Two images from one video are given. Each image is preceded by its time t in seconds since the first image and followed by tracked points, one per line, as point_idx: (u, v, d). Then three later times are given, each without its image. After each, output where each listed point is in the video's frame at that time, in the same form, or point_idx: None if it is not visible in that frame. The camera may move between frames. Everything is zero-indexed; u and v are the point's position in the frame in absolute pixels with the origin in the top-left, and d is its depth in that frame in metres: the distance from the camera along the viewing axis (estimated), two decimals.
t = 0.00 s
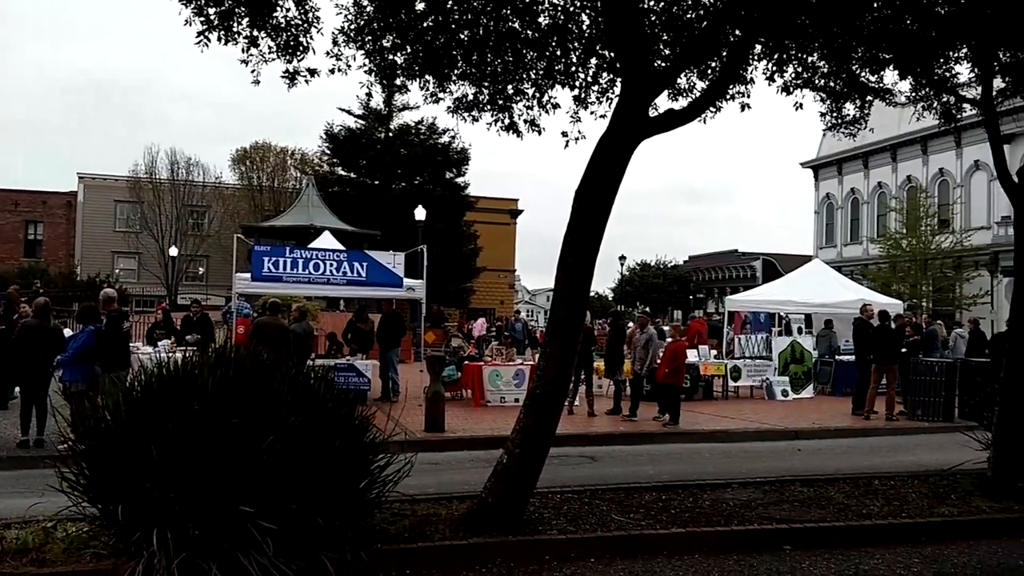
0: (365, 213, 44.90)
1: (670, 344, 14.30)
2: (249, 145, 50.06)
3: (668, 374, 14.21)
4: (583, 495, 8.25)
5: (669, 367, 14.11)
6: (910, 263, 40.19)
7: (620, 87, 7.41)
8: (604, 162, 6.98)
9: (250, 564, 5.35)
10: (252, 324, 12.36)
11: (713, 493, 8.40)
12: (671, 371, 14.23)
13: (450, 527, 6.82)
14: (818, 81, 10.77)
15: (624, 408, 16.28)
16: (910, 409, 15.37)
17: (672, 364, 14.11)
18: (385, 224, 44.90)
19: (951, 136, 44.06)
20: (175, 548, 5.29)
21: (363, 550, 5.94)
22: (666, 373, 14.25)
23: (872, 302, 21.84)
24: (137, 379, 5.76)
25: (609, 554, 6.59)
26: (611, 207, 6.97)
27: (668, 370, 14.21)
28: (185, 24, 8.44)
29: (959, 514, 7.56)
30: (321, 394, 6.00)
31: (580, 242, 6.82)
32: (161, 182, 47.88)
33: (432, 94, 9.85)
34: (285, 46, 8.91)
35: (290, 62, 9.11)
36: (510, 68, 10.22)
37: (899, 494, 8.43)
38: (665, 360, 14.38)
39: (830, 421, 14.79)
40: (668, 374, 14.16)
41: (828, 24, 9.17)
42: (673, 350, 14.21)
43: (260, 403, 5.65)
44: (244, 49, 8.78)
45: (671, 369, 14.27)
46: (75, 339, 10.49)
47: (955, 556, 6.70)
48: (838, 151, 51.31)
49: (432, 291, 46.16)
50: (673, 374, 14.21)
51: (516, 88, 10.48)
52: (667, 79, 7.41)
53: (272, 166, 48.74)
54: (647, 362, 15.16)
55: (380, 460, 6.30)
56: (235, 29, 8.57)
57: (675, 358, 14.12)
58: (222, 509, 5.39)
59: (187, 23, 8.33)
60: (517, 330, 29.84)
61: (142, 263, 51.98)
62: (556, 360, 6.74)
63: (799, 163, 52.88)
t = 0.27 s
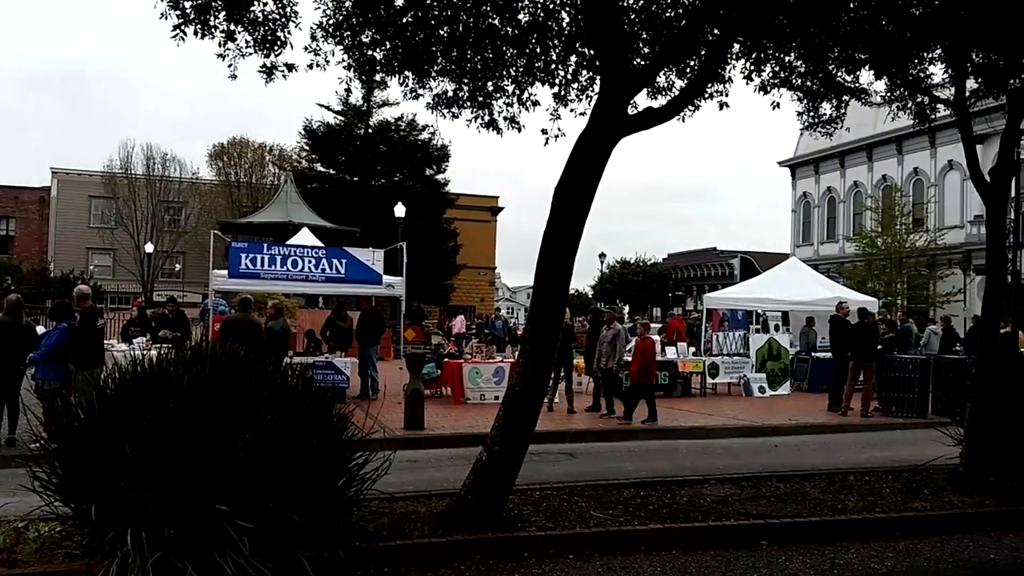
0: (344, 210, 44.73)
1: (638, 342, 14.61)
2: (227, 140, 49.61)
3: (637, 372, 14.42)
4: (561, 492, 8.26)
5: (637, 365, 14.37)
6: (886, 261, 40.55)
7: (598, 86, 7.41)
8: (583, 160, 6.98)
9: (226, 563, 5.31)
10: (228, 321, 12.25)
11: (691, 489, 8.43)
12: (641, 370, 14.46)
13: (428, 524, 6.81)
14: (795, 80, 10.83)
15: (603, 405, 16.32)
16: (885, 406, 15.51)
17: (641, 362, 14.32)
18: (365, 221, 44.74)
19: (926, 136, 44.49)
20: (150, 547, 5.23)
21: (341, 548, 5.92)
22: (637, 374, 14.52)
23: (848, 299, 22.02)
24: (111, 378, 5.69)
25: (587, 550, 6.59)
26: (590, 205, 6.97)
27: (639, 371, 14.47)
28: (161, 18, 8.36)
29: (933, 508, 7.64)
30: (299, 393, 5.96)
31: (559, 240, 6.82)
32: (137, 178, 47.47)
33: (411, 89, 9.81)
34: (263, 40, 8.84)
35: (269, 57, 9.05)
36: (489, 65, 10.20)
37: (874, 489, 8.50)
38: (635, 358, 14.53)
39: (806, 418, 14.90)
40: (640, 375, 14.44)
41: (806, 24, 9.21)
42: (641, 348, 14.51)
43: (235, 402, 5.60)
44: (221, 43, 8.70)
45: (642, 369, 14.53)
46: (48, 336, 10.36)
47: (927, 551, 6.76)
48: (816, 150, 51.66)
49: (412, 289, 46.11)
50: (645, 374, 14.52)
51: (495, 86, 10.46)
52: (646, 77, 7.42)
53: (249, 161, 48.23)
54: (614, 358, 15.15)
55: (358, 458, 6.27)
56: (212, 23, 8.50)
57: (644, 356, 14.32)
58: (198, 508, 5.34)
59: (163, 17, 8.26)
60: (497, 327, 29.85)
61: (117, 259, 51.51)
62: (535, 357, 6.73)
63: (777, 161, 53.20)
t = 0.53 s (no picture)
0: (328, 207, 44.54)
1: (610, 340, 14.82)
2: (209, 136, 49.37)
3: (609, 371, 14.47)
4: (546, 489, 8.27)
5: (609, 362, 14.46)
6: (868, 258, 40.79)
7: (582, 83, 7.42)
8: (567, 158, 6.98)
9: (209, 561, 5.29)
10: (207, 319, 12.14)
11: (674, 485, 8.46)
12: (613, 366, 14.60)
13: (413, 521, 6.80)
14: (779, 78, 10.87)
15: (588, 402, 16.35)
16: (867, 402, 15.61)
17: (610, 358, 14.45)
18: (349, 218, 44.58)
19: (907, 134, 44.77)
20: (132, 546, 5.20)
21: (325, 546, 5.90)
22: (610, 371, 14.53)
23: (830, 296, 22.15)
24: (92, 376, 5.66)
25: (572, 547, 6.60)
26: (574, 202, 6.98)
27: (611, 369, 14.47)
28: (143, 13, 8.28)
29: (914, 503, 7.70)
30: (282, 391, 5.94)
31: (544, 238, 6.82)
32: (118, 175, 46.78)
33: (395, 85, 9.78)
34: (246, 36, 8.79)
35: (252, 53, 8.99)
36: (474, 61, 10.19)
37: (856, 484, 8.56)
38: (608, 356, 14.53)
39: (789, 414, 14.99)
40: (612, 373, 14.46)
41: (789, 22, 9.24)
42: (613, 345, 14.68)
43: (218, 399, 5.57)
44: (203, 38, 8.64)
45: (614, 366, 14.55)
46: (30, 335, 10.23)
47: (909, 546, 6.80)
48: (799, 147, 51.91)
49: (396, 286, 46.03)
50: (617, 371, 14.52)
51: (480, 83, 10.45)
52: (630, 74, 7.43)
53: (232, 158, 48.04)
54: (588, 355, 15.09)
55: (342, 456, 6.26)
56: (194, 18, 8.43)
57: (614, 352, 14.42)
58: (180, 506, 5.31)
59: (145, 13, 8.18)
60: (482, 324, 29.85)
61: (98, 257, 51.09)
62: (519, 355, 6.73)
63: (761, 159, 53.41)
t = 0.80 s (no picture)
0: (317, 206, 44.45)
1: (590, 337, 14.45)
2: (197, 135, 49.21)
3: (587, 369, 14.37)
4: (536, 487, 8.27)
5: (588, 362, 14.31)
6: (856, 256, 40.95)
7: (572, 82, 7.42)
8: (556, 157, 6.98)
9: (198, 561, 5.29)
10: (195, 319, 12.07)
11: (664, 483, 8.48)
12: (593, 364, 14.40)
13: (404, 520, 6.80)
14: (767, 77, 10.90)
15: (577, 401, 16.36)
16: (855, 400, 15.67)
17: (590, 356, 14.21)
18: (338, 217, 44.49)
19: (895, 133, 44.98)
20: (120, 547, 5.19)
21: (315, 545, 5.89)
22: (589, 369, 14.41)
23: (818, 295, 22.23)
24: (80, 376, 5.63)
25: (562, 545, 6.60)
26: (564, 201, 6.98)
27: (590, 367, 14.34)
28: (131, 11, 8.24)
29: (903, 501, 7.73)
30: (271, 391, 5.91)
31: (533, 237, 6.82)
32: (106, 175, 46.54)
33: (384, 84, 9.77)
34: (235, 34, 8.76)
35: (240, 51, 8.96)
36: (463, 60, 10.19)
37: (844, 482, 8.60)
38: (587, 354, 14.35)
39: (778, 412, 15.04)
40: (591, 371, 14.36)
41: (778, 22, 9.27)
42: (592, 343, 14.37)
43: (207, 399, 5.55)
44: (191, 36, 8.61)
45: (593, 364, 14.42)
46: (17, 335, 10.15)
47: (897, 543, 6.83)
48: (787, 146, 52.07)
49: (386, 286, 45.98)
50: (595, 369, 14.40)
51: (469, 82, 10.44)
52: (619, 73, 7.44)
53: (220, 157, 47.95)
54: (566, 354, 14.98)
55: (333, 455, 6.24)
56: (182, 16, 8.40)
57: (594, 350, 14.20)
58: (169, 506, 5.29)
59: (132, 11, 8.15)
60: (472, 324, 29.84)
61: (86, 257, 50.91)
62: (508, 353, 6.73)
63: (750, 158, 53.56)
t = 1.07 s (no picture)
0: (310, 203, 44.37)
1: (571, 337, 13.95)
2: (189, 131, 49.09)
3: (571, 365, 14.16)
4: (528, 484, 8.28)
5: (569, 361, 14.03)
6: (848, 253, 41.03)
7: (564, 79, 7.42)
8: (548, 154, 6.98)
9: (189, 558, 5.29)
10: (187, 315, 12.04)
11: (656, 480, 8.49)
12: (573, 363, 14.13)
13: (396, 517, 6.80)
14: (760, 74, 10.91)
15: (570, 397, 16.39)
16: (847, 396, 15.71)
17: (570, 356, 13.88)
18: (331, 214, 44.39)
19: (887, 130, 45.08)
20: (110, 544, 5.19)
21: (307, 542, 5.88)
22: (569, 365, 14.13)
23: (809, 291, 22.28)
24: (72, 373, 5.62)
25: (554, 541, 6.61)
26: (556, 198, 6.98)
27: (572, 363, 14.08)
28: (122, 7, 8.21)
29: (894, 496, 7.77)
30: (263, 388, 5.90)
31: (526, 234, 6.82)
32: (97, 171, 46.27)
33: (376, 79, 9.75)
34: (226, 30, 8.74)
35: (232, 47, 8.94)
36: (455, 57, 10.18)
37: (836, 478, 8.63)
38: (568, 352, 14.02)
39: (770, 408, 15.08)
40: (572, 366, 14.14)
41: (770, 18, 9.27)
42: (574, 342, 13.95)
43: (198, 396, 5.54)
44: (182, 32, 8.57)
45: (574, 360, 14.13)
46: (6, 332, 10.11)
47: (887, 538, 6.86)
48: (780, 143, 52.13)
49: (379, 283, 45.93)
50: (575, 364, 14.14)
51: (462, 78, 10.43)
52: (611, 70, 7.44)
53: (213, 154, 47.89)
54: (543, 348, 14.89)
55: (325, 453, 6.24)
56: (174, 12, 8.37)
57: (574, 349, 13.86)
58: (160, 504, 5.28)
59: (123, 6, 8.12)
60: (465, 321, 29.84)
61: (77, 253, 50.71)
62: (500, 351, 6.73)
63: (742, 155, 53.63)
